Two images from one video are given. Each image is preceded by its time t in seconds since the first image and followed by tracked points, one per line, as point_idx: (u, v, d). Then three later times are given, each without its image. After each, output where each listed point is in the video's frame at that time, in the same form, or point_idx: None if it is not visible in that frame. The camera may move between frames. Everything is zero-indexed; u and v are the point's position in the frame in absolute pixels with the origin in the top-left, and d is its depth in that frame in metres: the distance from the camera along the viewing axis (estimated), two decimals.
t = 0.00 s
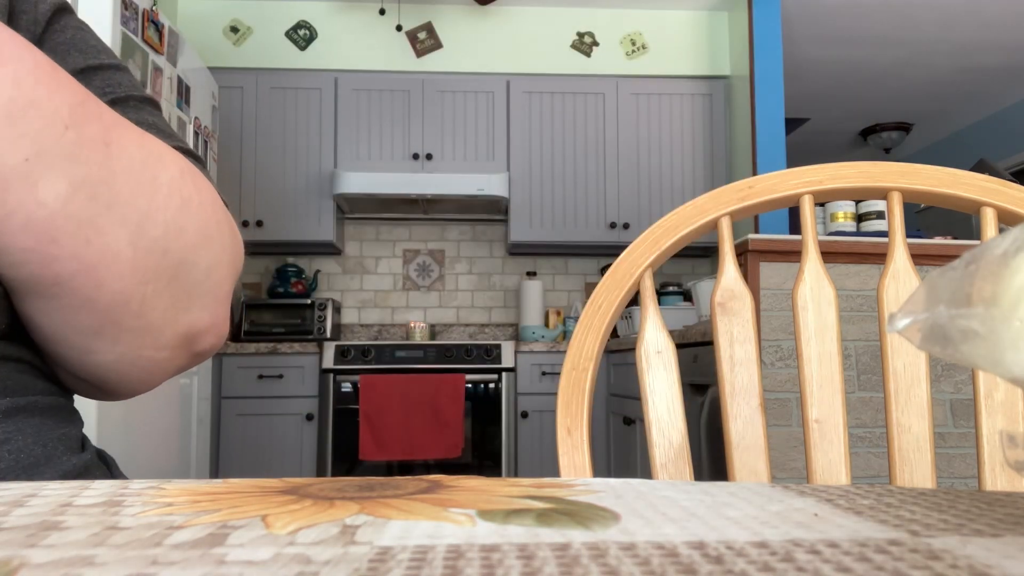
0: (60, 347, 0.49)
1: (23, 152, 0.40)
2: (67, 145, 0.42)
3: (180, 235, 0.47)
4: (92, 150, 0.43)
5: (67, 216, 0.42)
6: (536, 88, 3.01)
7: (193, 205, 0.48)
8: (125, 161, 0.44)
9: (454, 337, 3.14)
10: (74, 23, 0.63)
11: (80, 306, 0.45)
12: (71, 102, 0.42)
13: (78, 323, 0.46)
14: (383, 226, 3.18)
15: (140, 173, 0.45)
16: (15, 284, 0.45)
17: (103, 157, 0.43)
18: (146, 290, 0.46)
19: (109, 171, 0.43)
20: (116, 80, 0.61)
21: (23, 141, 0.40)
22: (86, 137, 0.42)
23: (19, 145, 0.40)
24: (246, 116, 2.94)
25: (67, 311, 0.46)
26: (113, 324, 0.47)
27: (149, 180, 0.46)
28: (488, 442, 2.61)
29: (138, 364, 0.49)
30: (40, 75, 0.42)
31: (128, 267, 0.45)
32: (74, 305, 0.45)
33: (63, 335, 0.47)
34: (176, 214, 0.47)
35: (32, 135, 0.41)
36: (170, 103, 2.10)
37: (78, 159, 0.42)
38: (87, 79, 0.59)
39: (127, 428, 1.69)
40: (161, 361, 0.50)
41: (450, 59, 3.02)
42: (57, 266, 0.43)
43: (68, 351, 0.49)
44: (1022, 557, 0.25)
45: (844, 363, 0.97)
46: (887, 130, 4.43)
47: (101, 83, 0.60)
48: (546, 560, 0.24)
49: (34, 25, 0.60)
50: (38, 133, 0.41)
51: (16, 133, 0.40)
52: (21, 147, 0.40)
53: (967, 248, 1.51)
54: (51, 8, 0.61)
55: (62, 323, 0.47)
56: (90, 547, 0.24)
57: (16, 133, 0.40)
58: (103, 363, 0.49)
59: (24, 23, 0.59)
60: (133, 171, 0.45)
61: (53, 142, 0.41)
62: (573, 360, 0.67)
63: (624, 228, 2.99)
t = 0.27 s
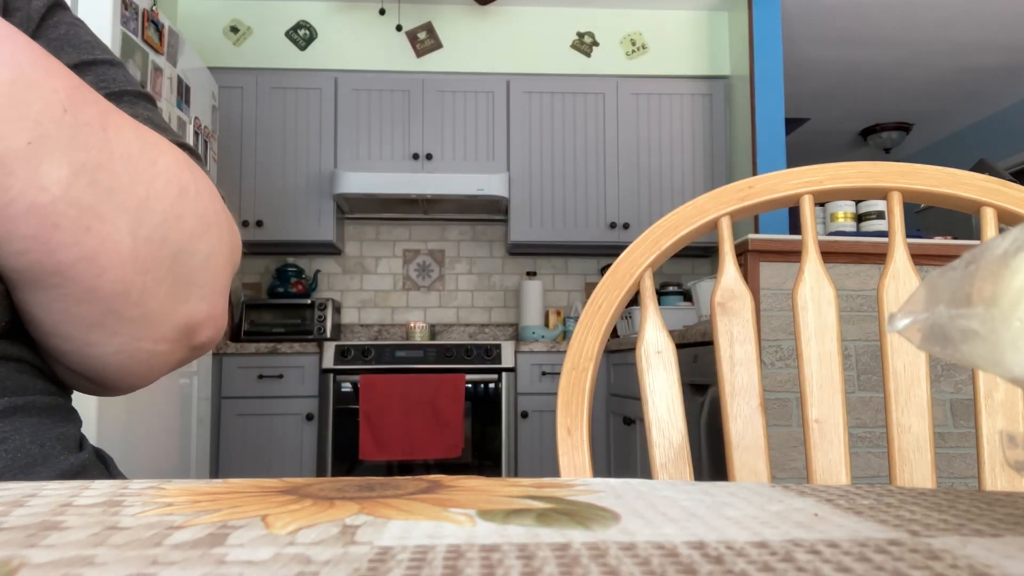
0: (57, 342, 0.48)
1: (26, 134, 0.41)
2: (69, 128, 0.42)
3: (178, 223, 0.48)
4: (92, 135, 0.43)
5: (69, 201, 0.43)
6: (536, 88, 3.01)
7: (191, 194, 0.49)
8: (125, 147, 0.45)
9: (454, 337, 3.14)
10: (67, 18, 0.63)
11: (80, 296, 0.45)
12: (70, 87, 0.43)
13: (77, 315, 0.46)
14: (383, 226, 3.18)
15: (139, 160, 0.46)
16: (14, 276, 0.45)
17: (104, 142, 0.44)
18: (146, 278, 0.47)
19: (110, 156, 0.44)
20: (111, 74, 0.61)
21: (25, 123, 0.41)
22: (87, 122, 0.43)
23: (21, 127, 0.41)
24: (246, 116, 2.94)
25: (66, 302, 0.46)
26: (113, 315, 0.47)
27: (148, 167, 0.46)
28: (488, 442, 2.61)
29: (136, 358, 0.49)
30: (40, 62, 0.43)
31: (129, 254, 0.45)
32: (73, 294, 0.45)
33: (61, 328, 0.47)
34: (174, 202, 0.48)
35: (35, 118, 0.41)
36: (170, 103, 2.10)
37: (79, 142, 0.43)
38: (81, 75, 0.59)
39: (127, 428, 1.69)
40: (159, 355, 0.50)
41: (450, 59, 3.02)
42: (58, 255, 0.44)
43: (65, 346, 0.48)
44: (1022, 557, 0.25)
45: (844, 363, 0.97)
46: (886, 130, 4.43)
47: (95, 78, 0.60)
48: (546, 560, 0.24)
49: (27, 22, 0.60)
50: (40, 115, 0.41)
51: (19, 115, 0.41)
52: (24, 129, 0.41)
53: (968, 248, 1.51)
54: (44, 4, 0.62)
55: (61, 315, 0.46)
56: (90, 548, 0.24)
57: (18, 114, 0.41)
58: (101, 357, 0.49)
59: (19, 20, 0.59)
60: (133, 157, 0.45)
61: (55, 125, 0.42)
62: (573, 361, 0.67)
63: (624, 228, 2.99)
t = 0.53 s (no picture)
0: (63, 342, 0.48)
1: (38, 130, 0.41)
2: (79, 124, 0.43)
3: (184, 222, 0.48)
4: (102, 132, 0.44)
5: (80, 197, 0.43)
6: (536, 88, 3.01)
7: (196, 192, 0.49)
8: (133, 145, 0.46)
9: (454, 337, 3.14)
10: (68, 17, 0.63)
11: (87, 294, 0.45)
12: (81, 87, 0.44)
13: (83, 314, 0.46)
14: (383, 226, 3.18)
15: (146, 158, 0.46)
16: (21, 275, 0.45)
17: (112, 139, 0.44)
18: (154, 276, 0.47)
19: (118, 153, 0.44)
20: (114, 75, 0.61)
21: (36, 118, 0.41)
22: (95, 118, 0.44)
23: (34, 123, 0.41)
24: (246, 116, 2.94)
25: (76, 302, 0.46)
26: (118, 314, 0.46)
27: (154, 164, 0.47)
28: (488, 442, 2.61)
29: (140, 359, 0.49)
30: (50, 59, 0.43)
31: (136, 253, 0.45)
32: (80, 293, 0.45)
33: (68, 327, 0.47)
34: (181, 201, 0.48)
35: (47, 115, 0.42)
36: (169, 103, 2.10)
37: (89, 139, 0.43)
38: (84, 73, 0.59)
39: (127, 428, 1.69)
40: (163, 356, 0.50)
41: (450, 59, 3.02)
42: (67, 253, 0.43)
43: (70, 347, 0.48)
44: (1022, 557, 0.25)
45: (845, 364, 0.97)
46: (886, 130, 4.43)
47: (99, 77, 0.60)
48: (546, 560, 0.24)
49: (30, 21, 0.59)
50: (51, 113, 0.42)
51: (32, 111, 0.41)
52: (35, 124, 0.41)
53: (968, 248, 1.51)
54: (47, 4, 0.61)
55: (66, 315, 0.46)
56: (90, 548, 0.24)
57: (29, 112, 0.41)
58: (106, 358, 0.49)
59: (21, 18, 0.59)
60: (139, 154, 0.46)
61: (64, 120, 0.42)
62: (573, 361, 0.67)
63: (624, 228, 2.99)
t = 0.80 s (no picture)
0: (72, 342, 0.48)
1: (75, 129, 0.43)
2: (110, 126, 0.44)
3: (201, 228, 0.49)
4: (131, 134, 0.45)
5: (109, 196, 0.44)
6: (536, 88, 3.01)
7: (213, 200, 0.51)
8: (158, 150, 0.47)
9: (454, 337, 3.14)
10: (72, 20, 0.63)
11: (105, 293, 0.46)
12: (114, 93, 0.45)
13: (99, 314, 0.46)
14: (383, 226, 3.18)
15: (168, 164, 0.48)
16: (36, 271, 0.45)
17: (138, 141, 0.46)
18: (171, 278, 0.48)
19: (145, 156, 0.46)
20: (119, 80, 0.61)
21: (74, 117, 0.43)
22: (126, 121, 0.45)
23: (72, 121, 0.42)
24: (246, 116, 2.94)
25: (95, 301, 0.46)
26: (134, 314, 0.47)
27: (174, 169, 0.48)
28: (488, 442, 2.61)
29: (147, 363, 0.49)
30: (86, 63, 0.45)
31: (157, 255, 0.46)
32: (99, 291, 0.45)
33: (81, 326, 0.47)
34: (199, 206, 0.49)
35: (83, 114, 0.43)
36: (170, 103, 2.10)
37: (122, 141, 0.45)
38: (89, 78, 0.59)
39: (127, 428, 1.69)
40: (167, 360, 0.50)
41: (450, 59, 3.02)
42: (90, 251, 0.44)
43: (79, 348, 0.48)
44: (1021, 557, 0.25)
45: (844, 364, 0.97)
46: (886, 130, 4.43)
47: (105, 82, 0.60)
48: (545, 560, 0.24)
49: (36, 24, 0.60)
50: (87, 113, 0.43)
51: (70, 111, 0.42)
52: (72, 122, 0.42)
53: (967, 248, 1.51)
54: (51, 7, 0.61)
55: (79, 314, 0.46)
56: (90, 548, 0.24)
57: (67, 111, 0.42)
58: (115, 360, 0.49)
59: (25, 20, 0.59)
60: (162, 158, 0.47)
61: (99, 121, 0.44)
62: (573, 361, 0.67)
63: (624, 228, 2.99)
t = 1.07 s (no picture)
0: (72, 336, 0.48)
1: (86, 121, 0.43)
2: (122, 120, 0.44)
3: (205, 224, 0.49)
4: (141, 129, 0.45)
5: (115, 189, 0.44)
6: (536, 88, 3.01)
7: (220, 198, 0.51)
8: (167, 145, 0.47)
9: (454, 337, 3.14)
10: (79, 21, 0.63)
11: (109, 286, 0.46)
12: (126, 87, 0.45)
13: (101, 307, 0.46)
14: (383, 226, 3.18)
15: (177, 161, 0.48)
16: (40, 264, 0.45)
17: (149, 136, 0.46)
18: (174, 275, 0.48)
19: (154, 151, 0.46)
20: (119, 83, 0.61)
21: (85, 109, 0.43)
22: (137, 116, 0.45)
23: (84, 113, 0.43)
24: (247, 116, 2.94)
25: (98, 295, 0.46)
26: (136, 309, 0.47)
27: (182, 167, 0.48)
28: (488, 442, 2.61)
29: (146, 358, 0.49)
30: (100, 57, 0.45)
31: (161, 250, 0.46)
32: (103, 285, 0.46)
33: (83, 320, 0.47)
34: (203, 203, 0.49)
35: (94, 107, 0.43)
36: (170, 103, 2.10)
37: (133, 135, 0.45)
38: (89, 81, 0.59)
39: (128, 428, 1.69)
40: (166, 357, 0.50)
41: (450, 59, 3.02)
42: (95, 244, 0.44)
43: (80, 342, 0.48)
44: (1022, 557, 0.25)
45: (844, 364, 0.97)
46: (886, 130, 4.43)
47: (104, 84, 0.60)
48: (546, 560, 0.24)
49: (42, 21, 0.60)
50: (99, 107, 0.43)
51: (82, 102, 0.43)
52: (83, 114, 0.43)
53: (968, 248, 1.51)
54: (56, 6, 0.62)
55: (81, 306, 0.46)
56: (90, 548, 0.24)
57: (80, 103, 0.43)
58: (114, 355, 0.49)
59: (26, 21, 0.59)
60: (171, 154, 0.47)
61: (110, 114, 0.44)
62: (573, 361, 0.67)
63: (624, 227, 2.99)
